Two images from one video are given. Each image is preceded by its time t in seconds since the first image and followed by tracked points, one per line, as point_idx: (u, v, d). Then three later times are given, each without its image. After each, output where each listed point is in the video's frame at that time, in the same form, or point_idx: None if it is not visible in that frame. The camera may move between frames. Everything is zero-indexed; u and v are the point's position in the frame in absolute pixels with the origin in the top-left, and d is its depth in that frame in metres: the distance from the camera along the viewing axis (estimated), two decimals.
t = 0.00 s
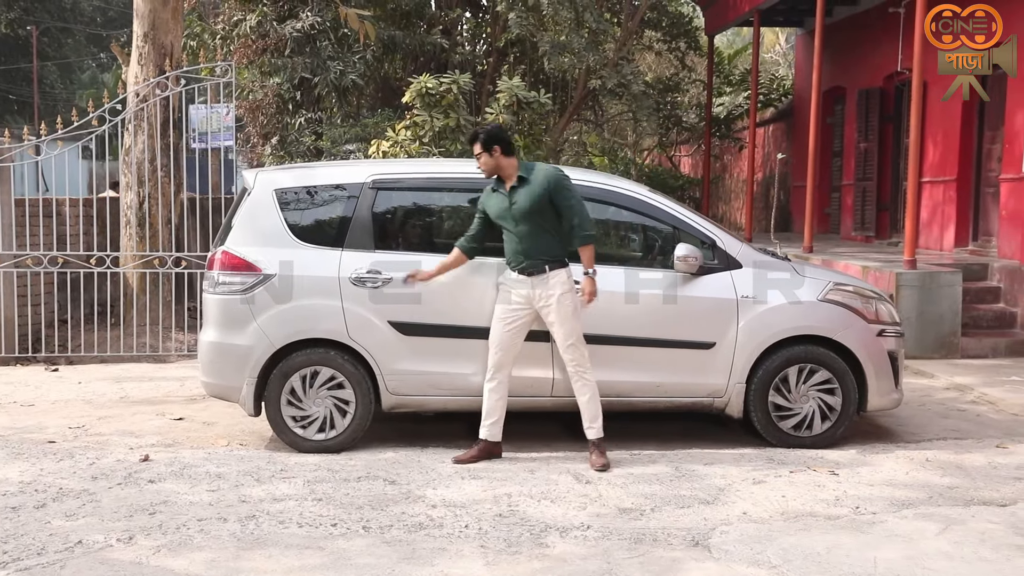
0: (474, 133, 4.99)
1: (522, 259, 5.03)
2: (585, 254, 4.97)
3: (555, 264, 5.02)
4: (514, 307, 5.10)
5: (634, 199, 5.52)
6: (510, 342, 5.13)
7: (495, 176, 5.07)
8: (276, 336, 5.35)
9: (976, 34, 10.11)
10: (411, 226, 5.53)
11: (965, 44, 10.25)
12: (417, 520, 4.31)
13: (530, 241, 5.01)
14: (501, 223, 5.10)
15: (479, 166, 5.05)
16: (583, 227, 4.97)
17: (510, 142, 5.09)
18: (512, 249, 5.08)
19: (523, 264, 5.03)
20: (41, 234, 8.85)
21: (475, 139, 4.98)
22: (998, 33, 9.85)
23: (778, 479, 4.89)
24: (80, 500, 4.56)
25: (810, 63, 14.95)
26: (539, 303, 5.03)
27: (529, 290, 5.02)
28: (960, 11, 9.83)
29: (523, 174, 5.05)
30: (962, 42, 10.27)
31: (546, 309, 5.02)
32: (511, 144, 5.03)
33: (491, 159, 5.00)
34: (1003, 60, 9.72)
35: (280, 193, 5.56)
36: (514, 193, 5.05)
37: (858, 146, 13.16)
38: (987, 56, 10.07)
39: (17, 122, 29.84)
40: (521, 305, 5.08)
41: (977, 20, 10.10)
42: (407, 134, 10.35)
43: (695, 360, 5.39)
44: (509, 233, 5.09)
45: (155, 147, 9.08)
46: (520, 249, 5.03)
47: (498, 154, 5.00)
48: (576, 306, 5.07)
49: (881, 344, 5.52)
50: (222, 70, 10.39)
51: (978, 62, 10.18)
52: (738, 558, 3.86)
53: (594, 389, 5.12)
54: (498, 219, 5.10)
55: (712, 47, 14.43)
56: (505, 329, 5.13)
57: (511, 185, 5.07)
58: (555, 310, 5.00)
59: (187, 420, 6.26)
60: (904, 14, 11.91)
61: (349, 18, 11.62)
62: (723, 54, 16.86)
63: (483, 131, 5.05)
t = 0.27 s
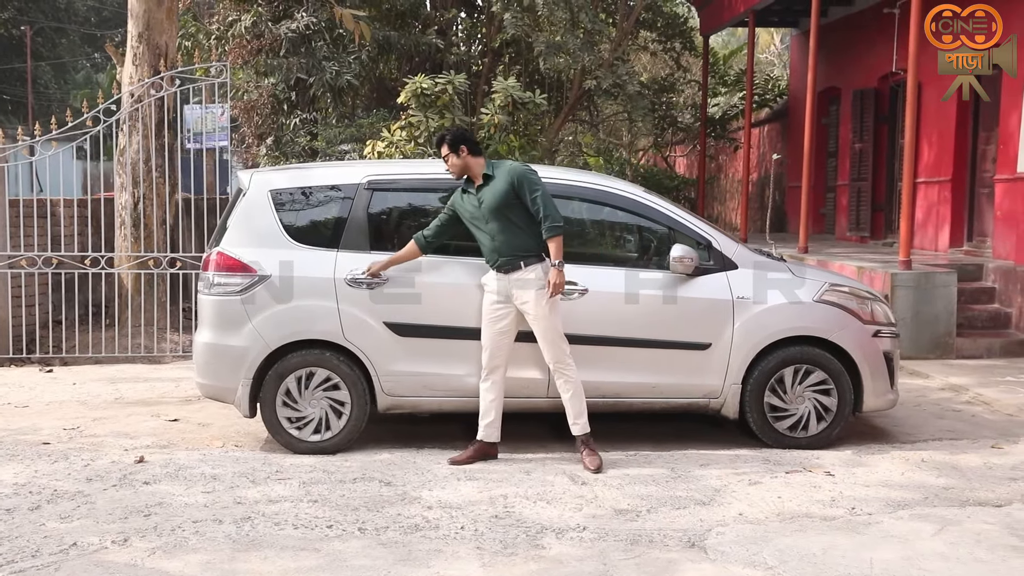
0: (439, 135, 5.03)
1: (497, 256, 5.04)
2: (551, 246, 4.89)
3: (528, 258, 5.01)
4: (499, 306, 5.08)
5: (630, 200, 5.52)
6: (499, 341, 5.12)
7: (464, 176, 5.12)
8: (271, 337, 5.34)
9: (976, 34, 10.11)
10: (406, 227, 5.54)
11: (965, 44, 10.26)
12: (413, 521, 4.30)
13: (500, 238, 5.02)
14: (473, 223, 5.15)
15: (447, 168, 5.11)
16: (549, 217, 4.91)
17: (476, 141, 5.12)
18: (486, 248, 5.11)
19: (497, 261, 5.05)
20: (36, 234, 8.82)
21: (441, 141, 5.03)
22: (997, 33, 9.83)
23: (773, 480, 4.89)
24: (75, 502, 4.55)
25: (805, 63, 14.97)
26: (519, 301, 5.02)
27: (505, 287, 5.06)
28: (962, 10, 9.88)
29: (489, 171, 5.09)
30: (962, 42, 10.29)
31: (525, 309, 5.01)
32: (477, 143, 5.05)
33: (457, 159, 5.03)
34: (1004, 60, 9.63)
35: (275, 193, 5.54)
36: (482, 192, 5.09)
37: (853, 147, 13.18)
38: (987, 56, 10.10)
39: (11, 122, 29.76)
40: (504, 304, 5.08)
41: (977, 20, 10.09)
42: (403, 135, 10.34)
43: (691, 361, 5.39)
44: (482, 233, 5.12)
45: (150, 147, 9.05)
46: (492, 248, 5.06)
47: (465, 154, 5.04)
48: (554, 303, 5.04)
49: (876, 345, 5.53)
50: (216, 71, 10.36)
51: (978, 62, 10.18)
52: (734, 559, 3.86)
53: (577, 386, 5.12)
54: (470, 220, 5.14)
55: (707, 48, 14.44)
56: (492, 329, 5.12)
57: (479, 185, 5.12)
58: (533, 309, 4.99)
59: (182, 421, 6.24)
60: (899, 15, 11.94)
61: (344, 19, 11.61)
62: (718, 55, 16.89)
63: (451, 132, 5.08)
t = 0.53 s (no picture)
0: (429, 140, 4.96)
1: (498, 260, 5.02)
2: (562, 240, 4.90)
3: (530, 258, 4.99)
4: (500, 306, 5.08)
5: (626, 199, 5.52)
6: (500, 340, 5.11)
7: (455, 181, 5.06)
8: (268, 336, 5.33)
9: (976, 34, 10.07)
10: (403, 226, 5.53)
11: (965, 44, 10.21)
12: (410, 520, 4.30)
13: (500, 240, 5.00)
14: (469, 227, 5.10)
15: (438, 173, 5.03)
16: (550, 214, 4.92)
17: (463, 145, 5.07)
18: (485, 251, 5.08)
19: (500, 263, 5.03)
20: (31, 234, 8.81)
21: (432, 146, 4.96)
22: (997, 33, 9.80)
23: (770, 479, 4.89)
24: (71, 501, 4.54)
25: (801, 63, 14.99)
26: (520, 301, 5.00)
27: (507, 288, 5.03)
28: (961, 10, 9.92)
29: (479, 175, 5.04)
30: (962, 42, 10.26)
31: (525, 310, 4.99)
32: (469, 147, 5.01)
33: (451, 163, 4.97)
34: (1003, 60, 9.50)
35: (272, 192, 5.54)
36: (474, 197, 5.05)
37: (849, 146, 13.20)
38: (987, 56, 10.03)
39: (5, 122, 29.68)
40: (504, 304, 5.07)
41: (977, 20, 10.07)
42: (399, 134, 10.33)
43: (688, 360, 5.39)
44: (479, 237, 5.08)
45: (146, 147, 9.04)
46: (493, 250, 5.03)
47: (459, 159, 4.99)
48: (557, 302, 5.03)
49: (873, 343, 5.54)
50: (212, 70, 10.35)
51: (978, 62, 10.11)
52: (731, 556, 3.86)
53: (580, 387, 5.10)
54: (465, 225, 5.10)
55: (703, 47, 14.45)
56: (492, 329, 5.12)
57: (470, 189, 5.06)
58: (533, 310, 4.96)
59: (178, 421, 6.23)
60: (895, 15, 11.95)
61: (340, 18, 11.61)
62: (714, 55, 16.91)
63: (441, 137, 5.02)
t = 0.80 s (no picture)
0: (459, 136, 4.87)
1: (514, 261, 4.98)
2: (580, 245, 4.97)
3: (546, 262, 4.97)
4: (510, 308, 5.06)
5: (625, 198, 5.54)
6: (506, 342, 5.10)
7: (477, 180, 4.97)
8: (267, 335, 5.34)
9: (976, 34, 9.98)
10: (402, 225, 5.53)
11: (965, 44, 10.14)
12: (409, 518, 4.31)
13: (518, 242, 4.96)
14: (484, 228, 5.06)
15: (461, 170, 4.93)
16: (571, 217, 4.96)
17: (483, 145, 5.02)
18: (500, 252, 5.03)
19: (514, 265, 4.98)
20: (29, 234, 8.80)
21: (463, 143, 4.87)
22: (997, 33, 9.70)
23: (769, 477, 4.91)
24: (71, 499, 4.54)
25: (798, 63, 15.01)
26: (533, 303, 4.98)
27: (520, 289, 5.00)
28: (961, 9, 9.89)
29: (501, 176, 5.00)
30: (963, 42, 10.19)
31: (540, 311, 4.97)
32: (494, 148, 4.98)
33: (479, 161, 4.91)
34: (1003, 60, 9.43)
35: (271, 192, 5.54)
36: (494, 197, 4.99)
37: (846, 147, 13.22)
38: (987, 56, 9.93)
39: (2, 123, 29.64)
40: (515, 306, 5.04)
41: (977, 20, 9.97)
42: (397, 134, 10.34)
43: (686, 359, 5.40)
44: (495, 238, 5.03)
45: (144, 147, 9.04)
46: (509, 252, 4.98)
47: (486, 158, 4.94)
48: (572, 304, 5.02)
49: (871, 342, 5.55)
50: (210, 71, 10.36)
51: (978, 62, 10.02)
52: (730, 554, 3.88)
53: (595, 390, 5.02)
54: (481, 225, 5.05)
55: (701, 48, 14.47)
56: (499, 330, 5.10)
57: (489, 190, 5.00)
58: (550, 310, 4.94)
59: (177, 420, 6.23)
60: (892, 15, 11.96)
61: (338, 19, 11.62)
62: (712, 55, 16.93)
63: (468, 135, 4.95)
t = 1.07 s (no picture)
0: (510, 129, 4.88)
1: (539, 265, 4.96)
2: (602, 258, 4.97)
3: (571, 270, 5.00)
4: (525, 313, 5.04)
5: (620, 197, 5.54)
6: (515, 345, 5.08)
7: (516, 178, 4.96)
8: (262, 334, 5.34)
9: (977, 34, 10.02)
10: (397, 224, 5.53)
11: (966, 43, 10.20)
12: (405, 515, 4.31)
13: (547, 246, 4.96)
14: (513, 229, 5.02)
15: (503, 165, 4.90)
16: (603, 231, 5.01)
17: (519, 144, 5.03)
18: (524, 255, 5.00)
19: (538, 269, 4.97)
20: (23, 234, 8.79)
21: (514, 136, 4.87)
22: (997, 33, 9.67)
23: (763, 475, 4.92)
24: (66, 497, 4.53)
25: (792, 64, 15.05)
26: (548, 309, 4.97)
27: (540, 296, 4.98)
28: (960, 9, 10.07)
29: (540, 181, 5.01)
30: (964, 42, 10.24)
31: (557, 318, 4.94)
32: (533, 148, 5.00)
33: (525, 158, 4.93)
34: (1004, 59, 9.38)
35: (266, 191, 5.54)
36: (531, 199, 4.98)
37: (840, 146, 13.26)
38: (987, 56, 9.93)
39: None
40: (531, 313, 5.02)
41: (978, 20, 9.98)
42: (392, 134, 10.35)
43: (681, 358, 5.42)
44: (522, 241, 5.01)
45: (139, 146, 9.04)
46: (536, 256, 4.96)
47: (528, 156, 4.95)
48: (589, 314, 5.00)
49: (865, 340, 5.57)
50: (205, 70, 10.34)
51: (978, 63, 10.09)
52: (725, 551, 3.89)
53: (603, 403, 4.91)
54: (510, 226, 5.02)
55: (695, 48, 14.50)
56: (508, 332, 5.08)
57: (526, 191, 5.00)
58: (568, 317, 4.91)
59: (172, 419, 6.22)
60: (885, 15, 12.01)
61: (333, 18, 11.62)
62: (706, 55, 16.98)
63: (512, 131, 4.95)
